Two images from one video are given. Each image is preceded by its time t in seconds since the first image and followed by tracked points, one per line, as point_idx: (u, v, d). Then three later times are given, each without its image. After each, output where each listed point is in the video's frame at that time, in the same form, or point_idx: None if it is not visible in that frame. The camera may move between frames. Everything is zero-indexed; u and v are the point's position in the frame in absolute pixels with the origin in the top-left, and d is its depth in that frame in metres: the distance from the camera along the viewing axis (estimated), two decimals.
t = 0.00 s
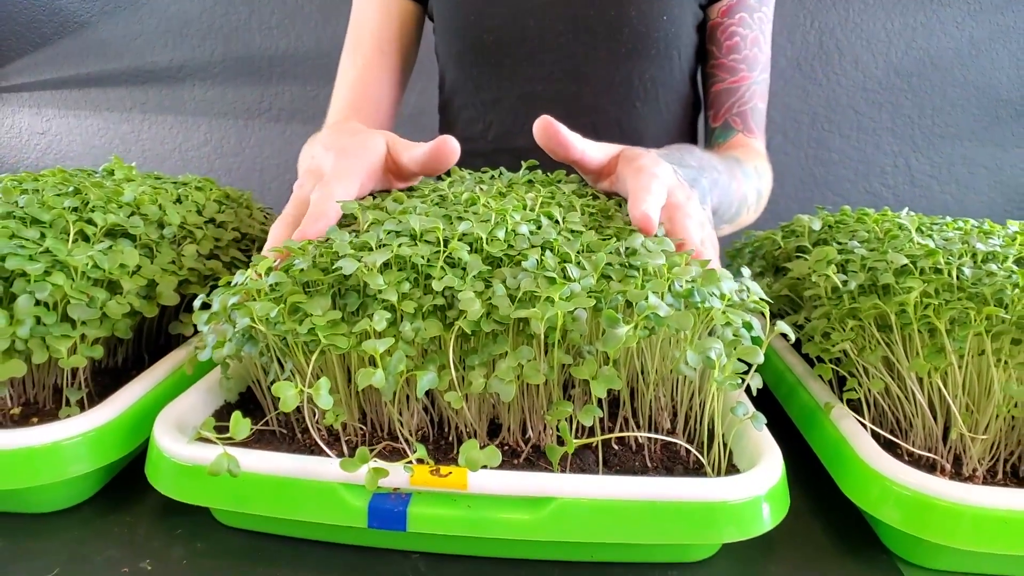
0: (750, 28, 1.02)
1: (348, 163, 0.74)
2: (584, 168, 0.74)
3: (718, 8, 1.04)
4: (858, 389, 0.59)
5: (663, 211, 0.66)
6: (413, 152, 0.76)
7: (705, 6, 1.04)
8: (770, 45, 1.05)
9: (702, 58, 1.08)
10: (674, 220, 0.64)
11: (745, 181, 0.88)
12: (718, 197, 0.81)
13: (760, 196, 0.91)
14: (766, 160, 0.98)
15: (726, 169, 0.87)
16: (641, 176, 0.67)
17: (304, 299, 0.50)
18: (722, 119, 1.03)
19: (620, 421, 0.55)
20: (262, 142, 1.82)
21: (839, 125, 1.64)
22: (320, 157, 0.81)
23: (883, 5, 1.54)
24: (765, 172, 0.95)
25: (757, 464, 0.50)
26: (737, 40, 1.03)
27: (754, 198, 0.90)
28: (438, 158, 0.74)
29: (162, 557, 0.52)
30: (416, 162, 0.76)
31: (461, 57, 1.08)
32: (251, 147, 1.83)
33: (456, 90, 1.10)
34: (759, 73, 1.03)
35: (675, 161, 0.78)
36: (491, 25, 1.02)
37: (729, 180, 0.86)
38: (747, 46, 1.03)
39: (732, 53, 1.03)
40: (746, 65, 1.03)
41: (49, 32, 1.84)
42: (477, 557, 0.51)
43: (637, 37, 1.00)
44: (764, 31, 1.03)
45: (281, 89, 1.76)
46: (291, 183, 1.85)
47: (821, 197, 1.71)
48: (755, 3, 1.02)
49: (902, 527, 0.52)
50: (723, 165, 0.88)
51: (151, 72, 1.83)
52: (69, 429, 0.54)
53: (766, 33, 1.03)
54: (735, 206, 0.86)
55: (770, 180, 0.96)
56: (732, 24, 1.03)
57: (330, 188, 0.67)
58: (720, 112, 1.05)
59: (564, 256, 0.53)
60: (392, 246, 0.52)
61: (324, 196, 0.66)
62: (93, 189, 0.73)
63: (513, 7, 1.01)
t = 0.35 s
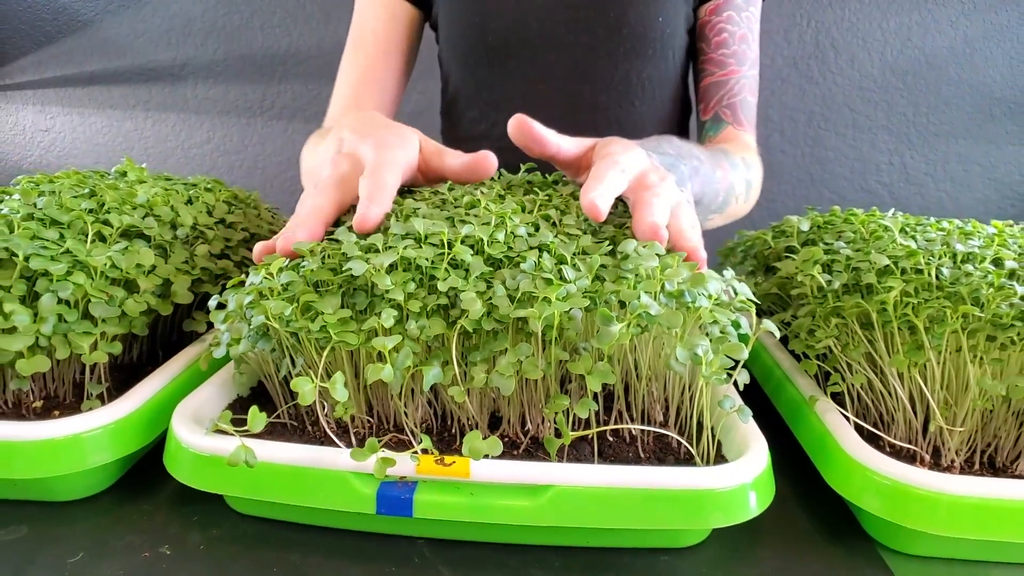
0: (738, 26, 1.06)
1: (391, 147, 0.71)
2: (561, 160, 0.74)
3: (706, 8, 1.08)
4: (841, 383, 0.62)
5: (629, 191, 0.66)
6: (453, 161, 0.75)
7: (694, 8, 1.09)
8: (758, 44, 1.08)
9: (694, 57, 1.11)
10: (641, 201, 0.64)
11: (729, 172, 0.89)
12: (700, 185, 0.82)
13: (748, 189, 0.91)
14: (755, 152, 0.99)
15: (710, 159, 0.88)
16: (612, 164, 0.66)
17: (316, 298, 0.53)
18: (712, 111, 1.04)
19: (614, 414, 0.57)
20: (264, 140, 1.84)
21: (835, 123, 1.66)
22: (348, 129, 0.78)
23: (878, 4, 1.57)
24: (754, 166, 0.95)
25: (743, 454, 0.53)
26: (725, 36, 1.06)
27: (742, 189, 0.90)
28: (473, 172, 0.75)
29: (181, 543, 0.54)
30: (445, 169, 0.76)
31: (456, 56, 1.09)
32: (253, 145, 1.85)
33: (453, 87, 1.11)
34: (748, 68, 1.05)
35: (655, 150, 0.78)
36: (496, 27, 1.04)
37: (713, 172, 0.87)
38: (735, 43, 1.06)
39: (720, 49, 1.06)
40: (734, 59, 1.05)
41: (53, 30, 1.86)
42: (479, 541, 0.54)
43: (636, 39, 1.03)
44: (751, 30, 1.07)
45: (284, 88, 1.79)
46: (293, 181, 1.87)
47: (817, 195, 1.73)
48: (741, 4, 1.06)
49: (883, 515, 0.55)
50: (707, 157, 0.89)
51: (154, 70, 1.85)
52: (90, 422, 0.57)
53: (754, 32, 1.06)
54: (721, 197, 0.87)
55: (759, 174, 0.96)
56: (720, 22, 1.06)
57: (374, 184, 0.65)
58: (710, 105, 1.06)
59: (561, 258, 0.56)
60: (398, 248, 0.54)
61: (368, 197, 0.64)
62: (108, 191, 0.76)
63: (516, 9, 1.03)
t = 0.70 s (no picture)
0: (727, 39, 1.08)
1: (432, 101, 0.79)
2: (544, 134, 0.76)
3: (698, 22, 1.10)
4: (823, 374, 0.65)
5: (591, 148, 0.71)
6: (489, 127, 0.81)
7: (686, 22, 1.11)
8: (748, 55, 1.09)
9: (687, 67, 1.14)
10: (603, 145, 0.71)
11: (712, 160, 0.93)
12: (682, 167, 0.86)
13: (733, 179, 0.96)
14: (743, 154, 1.03)
15: (697, 147, 0.92)
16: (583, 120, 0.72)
17: (323, 293, 0.56)
18: (702, 116, 1.08)
19: (606, 404, 0.60)
20: (266, 137, 1.87)
21: (831, 121, 1.69)
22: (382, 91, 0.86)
23: (874, 3, 1.59)
24: (742, 164, 1.00)
25: (728, 441, 0.56)
26: (714, 48, 1.08)
27: (729, 178, 0.95)
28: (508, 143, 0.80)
29: (195, 526, 0.57)
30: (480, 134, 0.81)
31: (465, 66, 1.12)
32: (255, 142, 1.88)
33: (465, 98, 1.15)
34: (737, 77, 1.07)
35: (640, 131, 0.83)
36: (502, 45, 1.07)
37: (697, 158, 0.91)
38: (724, 54, 1.07)
39: (709, 60, 1.08)
40: (723, 69, 1.07)
41: (56, 28, 1.88)
42: (477, 524, 0.57)
43: (632, 54, 1.05)
44: (741, 42, 1.08)
45: (286, 86, 1.81)
46: (295, 177, 1.89)
47: (814, 192, 1.76)
48: (731, 17, 1.07)
49: (861, 499, 0.58)
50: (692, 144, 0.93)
51: (157, 68, 1.87)
52: (108, 411, 0.59)
53: (743, 44, 1.08)
54: (704, 183, 0.90)
55: (745, 170, 1.01)
56: (709, 35, 1.08)
57: (434, 127, 0.74)
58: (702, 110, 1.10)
59: (557, 255, 0.59)
60: (400, 245, 0.57)
61: (434, 139, 0.73)
62: (120, 190, 0.78)
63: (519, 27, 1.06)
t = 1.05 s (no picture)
0: (723, 61, 1.24)
1: (461, 125, 0.88)
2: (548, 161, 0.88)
3: (696, 47, 1.27)
4: (808, 369, 0.68)
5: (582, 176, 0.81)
6: (510, 146, 0.88)
7: (686, 47, 1.28)
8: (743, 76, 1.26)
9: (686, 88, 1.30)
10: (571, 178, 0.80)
11: (706, 178, 1.00)
12: (677, 183, 0.95)
13: (729, 194, 1.04)
14: (738, 166, 1.16)
15: (692, 165, 1.01)
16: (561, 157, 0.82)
17: (325, 289, 0.58)
18: (701, 133, 1.23)
19: (598, 397, 0.63)
20: (267, 136, 1.89)
21: (828, 120, 1.71)
22: (412, 116, 0.95)
23: (871, 4, 1.61)
24: (738, 177, 1.11)
25: (715, 432, 0.58)
26: (712, 71, 1.24)
27: (725, 191, 1.04)
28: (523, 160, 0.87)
29: (202, 514, 0.60)
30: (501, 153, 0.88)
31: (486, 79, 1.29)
32: (256, 141, 1.90)
33: (482, 111, 1.33)
34: (733, 96, 1.22)
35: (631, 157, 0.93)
36: (516, 66, 1.25)
37: (693, 174, 0.99)
38: (721, 75, 1.23)
39: (707, 82, 1.24)
40: (720, 90, 1.23)
41: (60, 27, 1.90)
42: (474, 511, 0.59)
43: (633, 75, 1.22)
44: (736, 65, 1.25)
45: (287, 85, 1.83)
46: (296, 176, 1.91)
47: (811, 191, 1.78)
48: (726, 43, 1.24)
49: (843, 488, 0.60)
50: (687, 162, 1.01)
51: (160, 67, 1.89)
52: (119, 403, 0.62)
53: (738, 67, 1.24)
54: (699, 198, 0.99)
55: (741, 187, 1.09)
56: (707, 58, 1.24)
57: (463, 146, 0.82)
58: (701, 128, 1.25)
59: (551, 253, 0.61)
60: (400, 244, 0.59)
61: (466, 161, 0.80)
62: (128, 189, 0.80)
63: (532, 50, 1.24)
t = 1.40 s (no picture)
0: (720, 64, 1.24)
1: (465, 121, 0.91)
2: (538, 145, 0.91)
3: (694, 51, 1.28)
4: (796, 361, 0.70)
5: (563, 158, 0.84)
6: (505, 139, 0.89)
7: (684, 51, 1.29)
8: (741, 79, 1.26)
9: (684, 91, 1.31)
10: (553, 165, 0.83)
11: (694, 173, 1.03)
12: (663, 175, 0.97)
13: (719, 190, 1.06)
14: (733, 166, 1.16)
15: (682, 161, 1.03)
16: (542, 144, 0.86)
17: (324, 283, 0.60)
18: (697, 133, 1.23)
19: (590, 389, 0.64)
20: (268, 135, 1.90)
21: (824, 120, 1.72)
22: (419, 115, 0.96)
23: (867, 4, 1.63)
24: (731, 174, 1.13)
25: (703, 423, 0.60)
26: (709, 72, 1.25)
27: (717, 188, 1.06)
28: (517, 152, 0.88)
29: (203, 502, 0.61)
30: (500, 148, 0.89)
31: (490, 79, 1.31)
32: (257, 140, 1.91)
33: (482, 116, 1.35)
34: (730, 98, 1.23)
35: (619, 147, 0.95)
36: (517, 66, 1.28)
37: (681, 168, 1.02)
38: (718, 78, 1.24)
39: (704, 83, 1.25)
40: (716, 91, 1.23)
41: (62, 26, 1.92)
42: (469, 499, 0.61)
43: (631, 73, 1.22)
44: (734, 68, 1.25)
45: (288, 84, 1.84)
46: (296, 174, 1.92)
47: (808, 190, 1.80)
48: (723, 46, 1.25)
49: (829, 478, 0.62)
50: (675, 157, 1.04)
51: (160, 67, 1.91)
52: (122, 394, 0.63)
53: (735, 69, 1.25)
54: (688, 191, 1.01)
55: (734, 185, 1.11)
56: (704, 61, 1.25)
57: (462, 136, 0.86)
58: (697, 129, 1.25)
59: (544, 248, 0.63)
60: (397, 240, 0.61)
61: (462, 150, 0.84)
62: (130, 187, 0.82)
63: (532, 51, 1.26)
